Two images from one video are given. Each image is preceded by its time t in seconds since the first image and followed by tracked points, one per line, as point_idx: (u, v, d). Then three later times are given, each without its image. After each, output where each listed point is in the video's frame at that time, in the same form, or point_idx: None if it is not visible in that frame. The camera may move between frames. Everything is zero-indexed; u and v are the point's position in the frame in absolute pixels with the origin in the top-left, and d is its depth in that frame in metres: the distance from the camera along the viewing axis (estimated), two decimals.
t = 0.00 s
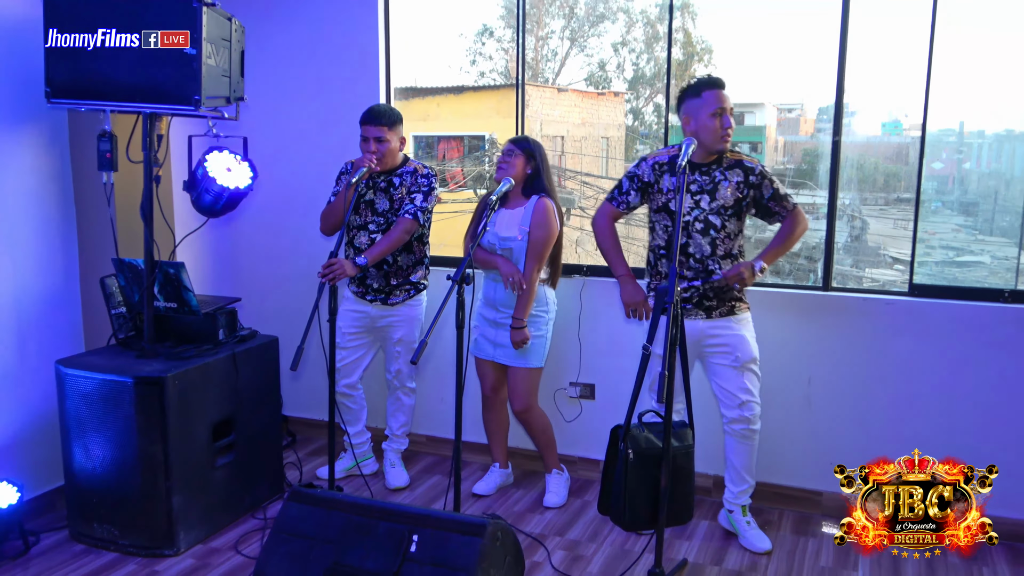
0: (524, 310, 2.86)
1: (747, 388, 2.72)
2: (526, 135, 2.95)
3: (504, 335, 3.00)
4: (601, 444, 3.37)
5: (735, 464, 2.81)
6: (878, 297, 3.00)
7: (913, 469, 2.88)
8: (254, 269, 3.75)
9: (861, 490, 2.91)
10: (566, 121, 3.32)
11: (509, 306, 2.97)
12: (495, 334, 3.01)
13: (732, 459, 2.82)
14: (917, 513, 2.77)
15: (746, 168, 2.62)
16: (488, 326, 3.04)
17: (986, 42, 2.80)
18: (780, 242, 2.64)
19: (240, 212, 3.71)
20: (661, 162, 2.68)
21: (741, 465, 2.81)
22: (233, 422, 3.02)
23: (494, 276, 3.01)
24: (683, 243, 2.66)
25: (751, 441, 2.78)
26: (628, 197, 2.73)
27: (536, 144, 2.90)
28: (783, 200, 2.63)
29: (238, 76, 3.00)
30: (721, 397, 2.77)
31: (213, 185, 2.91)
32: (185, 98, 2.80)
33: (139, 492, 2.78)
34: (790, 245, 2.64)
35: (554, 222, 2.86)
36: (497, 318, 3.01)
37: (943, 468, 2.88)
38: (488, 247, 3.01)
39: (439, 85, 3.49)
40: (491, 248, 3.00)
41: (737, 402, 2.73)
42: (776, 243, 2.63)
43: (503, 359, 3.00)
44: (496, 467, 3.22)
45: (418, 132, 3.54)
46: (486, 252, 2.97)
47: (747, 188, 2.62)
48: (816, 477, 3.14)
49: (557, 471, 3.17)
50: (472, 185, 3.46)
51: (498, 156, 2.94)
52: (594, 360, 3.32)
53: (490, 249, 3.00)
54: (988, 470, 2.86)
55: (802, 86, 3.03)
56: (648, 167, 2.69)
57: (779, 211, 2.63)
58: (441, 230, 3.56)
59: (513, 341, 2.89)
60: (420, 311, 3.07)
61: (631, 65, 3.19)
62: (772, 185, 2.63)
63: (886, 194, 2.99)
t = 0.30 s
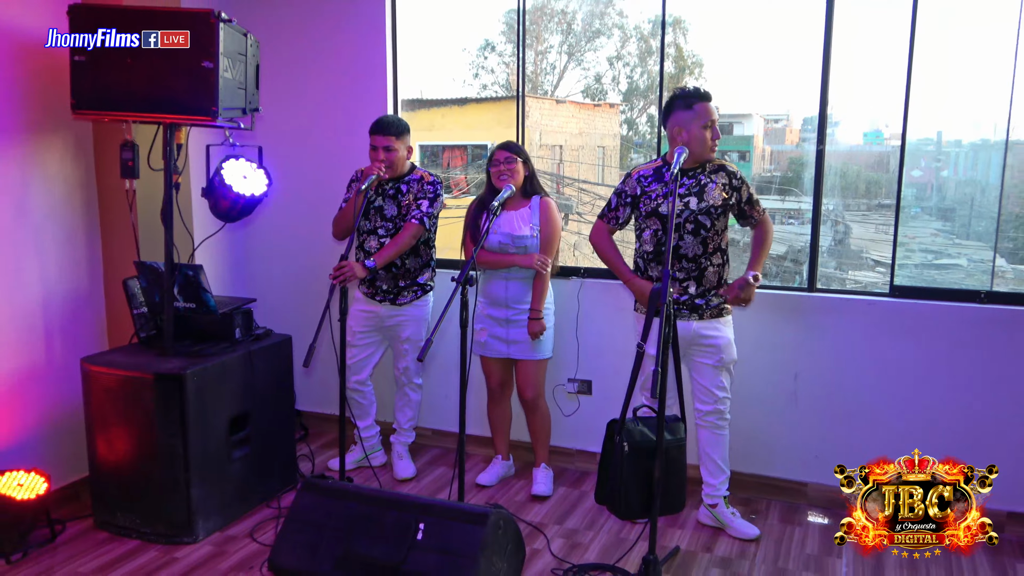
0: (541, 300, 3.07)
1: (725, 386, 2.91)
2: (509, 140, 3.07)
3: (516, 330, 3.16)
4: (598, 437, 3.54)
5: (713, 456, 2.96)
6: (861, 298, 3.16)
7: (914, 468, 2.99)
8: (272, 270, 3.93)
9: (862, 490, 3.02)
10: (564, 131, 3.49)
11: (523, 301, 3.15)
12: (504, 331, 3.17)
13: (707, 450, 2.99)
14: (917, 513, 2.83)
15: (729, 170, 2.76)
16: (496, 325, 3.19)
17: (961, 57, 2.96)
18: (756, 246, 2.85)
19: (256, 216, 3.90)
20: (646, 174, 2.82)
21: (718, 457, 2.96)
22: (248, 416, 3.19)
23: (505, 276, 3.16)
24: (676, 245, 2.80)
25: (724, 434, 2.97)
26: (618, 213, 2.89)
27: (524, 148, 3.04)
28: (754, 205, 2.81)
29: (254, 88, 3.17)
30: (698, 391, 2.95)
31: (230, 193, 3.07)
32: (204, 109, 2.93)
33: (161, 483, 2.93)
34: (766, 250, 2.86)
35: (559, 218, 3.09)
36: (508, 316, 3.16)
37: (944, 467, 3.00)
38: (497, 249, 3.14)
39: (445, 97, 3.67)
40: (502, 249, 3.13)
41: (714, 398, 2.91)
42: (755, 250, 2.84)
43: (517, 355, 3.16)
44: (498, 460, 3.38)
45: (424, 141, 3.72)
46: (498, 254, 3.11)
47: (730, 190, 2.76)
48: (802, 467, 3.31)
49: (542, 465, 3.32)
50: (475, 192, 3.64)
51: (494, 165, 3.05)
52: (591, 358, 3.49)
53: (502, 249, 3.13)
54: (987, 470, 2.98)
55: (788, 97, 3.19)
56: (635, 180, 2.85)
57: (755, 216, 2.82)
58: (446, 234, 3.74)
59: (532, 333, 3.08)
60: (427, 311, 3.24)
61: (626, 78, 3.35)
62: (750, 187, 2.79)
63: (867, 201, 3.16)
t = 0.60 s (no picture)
0: (558, 298, 3.25)
1: (725, 382, 3.08)
2: (512, 147, 3.24)
3: (534, 326, 3.34)
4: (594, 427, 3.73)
5: (717, 445, 3.18)
6: (843, 296, 3.34)
7: (914, 468, 3.11)
8: (285, 269, 4.14)
9: (859, 490, 3.13)
10: (561, 137, 3.68)
11: (540, 299, 3.32)
12: (521, 328, 3.35)
13: (715, 442, 3.19)
14: (917, 512, 2.88)
15: (733, 179, 2.95)
16: (513, 322, 3.36)
17: (936, 70, 3.14)
18: (764, 251, 3.07)
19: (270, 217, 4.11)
20: (655, 175, 3.00)
21: (723, 446, 3.17)
22: (263, 407, 3.37)
23: (522, 276, 3.32)
24: (679, 245, 2.96)
25: (729, 426, 3.14)
26: (625, 211, 3.07)
27: (528, 153, 3.21)
28: (757, 209, 3.01)
29: (269, 97, 3.35)
30: (704, 389, 3.13)
31: (246, 196, 3.25)
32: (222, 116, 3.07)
33: (179, 469, 3.10)
34: (771, 255, 3.07)
35: (567, 219, 3.31)
36: (526, 313, 3.34)
37: (942, 467, 3.13)
38: (513, 250, 3.31)
39: (450, 105, 3.86)
40: (518, 250, 3.30)
41: (716, 393, 3.09)
42: (762, 260, 3.06)
43: (534, 350, 3.35)
44: (499, 448, 3.57)
45: (430, 147, 3.92)
46: (514, 256, 3.26)
47: (734, 197, 2.95)
48: (788, 456, 3.50)
49: (562, 453, 3.54)
50: (477, 195, 3.84)
51: (501, 172, 3.20)
52: (587, 352, 3.67)
53: (518, 250, 3.30)
54: (987, 470, 3.10)
55: (774, 106, 3.36)
56: (643, 181, 3.02)
57: (757, 221, 3.01)
58: (450, 235, 3.94)
59: (552, 327, 3.26)
60: (432, 307, 3.42)
61: (620, 88, 3.54)
62: (754, 196, 2.99)
63: (849, 204, 3.34)
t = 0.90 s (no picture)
0: (573, 297, 3.23)
1: (738, 384, 3.10)
2: (534, 146, 3.25)
3: (553, 325, 3.34)
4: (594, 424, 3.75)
5: (725, 442, 3.19)
6: (842, 293, 3.34)
7: (913, 468, 3.10)
8: (286, 266, 4.15)
9: (859, 489, 3.14)
10: (561, 135, 3.69)
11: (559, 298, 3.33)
12: (541, 327, 3.35)
13: (721, 437, 3.21)
14: (917, 512, 2.88)
15: (768, 180, 2.94)
16: (534, 321, 3.36)
17: (936, 68, 3.14)
18: (797, 246, 2.97)
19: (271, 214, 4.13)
20: (687, 169, 3.04)
21: (730, 443, 3.18)
22: (263, 404, 3.38)
23: (542, 275, 3.33)
24: (702, 242, 2.96)
25: (738, 422, 3.16)
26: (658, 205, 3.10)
27: (550, 151, 3.23)
28: (797, 213, 2.96)
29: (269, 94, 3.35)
30: (716, 385, 3.16)
31: (246, 192, 3.26)
32: (222, 113, 3.08)
33: (180, 466, 3.10)
34: (804, 251, 2.97)
35: (586, 218, 3.32)
36: (545, 313, 3.34)
37: (942, 467, 3.13)
38: (531, 249, 3.30)
39: (451, 103, 3.87)
40: (538, 250, 3.29)
41: (728, 392, 3.11)
42: (791, 253, 2.97)
43: (553, 349, 3.35)
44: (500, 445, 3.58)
45: (430, 145, 3.93)
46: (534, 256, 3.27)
47: (766, 199, 2.92)
48: (787, 453, 3.51)
49: (562, 450, 3.55)
50: (478, 193, 3.86)
51: (523, 171, 3.22)
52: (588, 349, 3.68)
53: (537, 249, 3.30)
54: (987, 470, 3.11)
55: (773, 104, 3.37)
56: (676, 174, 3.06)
57: (792, 223, 2.96)
58: (450, 233, 3.96)
59: (567, 328, 3.23)
60: (431, 304, 3.42)
61: (620, 86, 3.54)
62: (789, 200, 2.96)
63: (848, 201, 3.34)
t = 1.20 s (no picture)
0: (570, 301, 3.21)
1: (743, 384, 3.09)
2: (552, 144, 3.24)
3: (551, 326, 3.34)
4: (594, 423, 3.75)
5: (726, 442, 3.19)
6: (842, 293, 3.34)
7: (913, 468, 3.11)
8: (286, 266, 4.15)
9: (859, 488, 3.14)
10: (562, 134, 3.69)
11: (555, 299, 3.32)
12: (539, 326, 3.36)
13: (724, 437, 3.21)
14: (917, 512, 2.88)
15: (786, 185, 2.92)
16: (533, 319, 3.37)
17: (936, 68, 3.14)
18: (806, 258, 2.96)
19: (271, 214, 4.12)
20: (705, 168, 3.04)
21: (732, 443, 3.18)
22: (263, 403, 3.38)
23: (541, 275, 3.33)
24: (715, 244, 2.98)
25: (740, 422, 3.16)
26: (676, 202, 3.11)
27: (566, 151, 3.21)
28: (812, 223, 2.96)
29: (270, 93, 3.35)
30: (720, 384, 3.16)
31: (246, 191, 3.25)
32: (223, 113, 3.08)
33: (179, 465, 3.10)
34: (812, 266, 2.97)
35: (594, 221, 3.23)
36: (543, 312, 3.34)
37: (942, 467, 3.14)
38: (533, 249, 3.32)
39: (451, 103, 3.87)
40: (537, 250, 3.31)
41: (732, 392, 3.12)
42: (801, 264, 2.96)
43: (548, 349, 3.34)
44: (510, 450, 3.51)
45: (431, 144, 3.94)
46: (532, 256, 3.28)
47: (783, 203, 2.91)
48: (787, 453, 3.51)
49: (562, 450, 3.55)
50: (478, 192, 3.86)
51: (535, 169, 3.22)
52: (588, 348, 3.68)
53: (537, 249, 3.31)
54: (987, 470, 3.11)
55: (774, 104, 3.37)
56: (694, 172, 3.06)
57: (807, 233, 2.96)
58: (450, 232, 3.96)
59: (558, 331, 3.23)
60: (431, 303, 3.41)
61: (621, 86, 3.54)
62: (806, 207, 2.94)
63: (849, 201, 3.34)
